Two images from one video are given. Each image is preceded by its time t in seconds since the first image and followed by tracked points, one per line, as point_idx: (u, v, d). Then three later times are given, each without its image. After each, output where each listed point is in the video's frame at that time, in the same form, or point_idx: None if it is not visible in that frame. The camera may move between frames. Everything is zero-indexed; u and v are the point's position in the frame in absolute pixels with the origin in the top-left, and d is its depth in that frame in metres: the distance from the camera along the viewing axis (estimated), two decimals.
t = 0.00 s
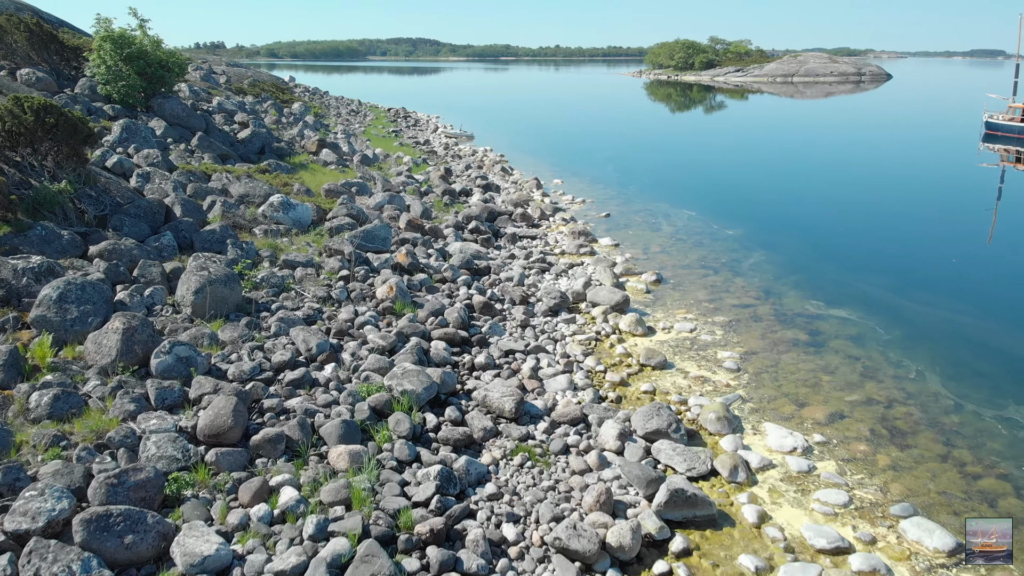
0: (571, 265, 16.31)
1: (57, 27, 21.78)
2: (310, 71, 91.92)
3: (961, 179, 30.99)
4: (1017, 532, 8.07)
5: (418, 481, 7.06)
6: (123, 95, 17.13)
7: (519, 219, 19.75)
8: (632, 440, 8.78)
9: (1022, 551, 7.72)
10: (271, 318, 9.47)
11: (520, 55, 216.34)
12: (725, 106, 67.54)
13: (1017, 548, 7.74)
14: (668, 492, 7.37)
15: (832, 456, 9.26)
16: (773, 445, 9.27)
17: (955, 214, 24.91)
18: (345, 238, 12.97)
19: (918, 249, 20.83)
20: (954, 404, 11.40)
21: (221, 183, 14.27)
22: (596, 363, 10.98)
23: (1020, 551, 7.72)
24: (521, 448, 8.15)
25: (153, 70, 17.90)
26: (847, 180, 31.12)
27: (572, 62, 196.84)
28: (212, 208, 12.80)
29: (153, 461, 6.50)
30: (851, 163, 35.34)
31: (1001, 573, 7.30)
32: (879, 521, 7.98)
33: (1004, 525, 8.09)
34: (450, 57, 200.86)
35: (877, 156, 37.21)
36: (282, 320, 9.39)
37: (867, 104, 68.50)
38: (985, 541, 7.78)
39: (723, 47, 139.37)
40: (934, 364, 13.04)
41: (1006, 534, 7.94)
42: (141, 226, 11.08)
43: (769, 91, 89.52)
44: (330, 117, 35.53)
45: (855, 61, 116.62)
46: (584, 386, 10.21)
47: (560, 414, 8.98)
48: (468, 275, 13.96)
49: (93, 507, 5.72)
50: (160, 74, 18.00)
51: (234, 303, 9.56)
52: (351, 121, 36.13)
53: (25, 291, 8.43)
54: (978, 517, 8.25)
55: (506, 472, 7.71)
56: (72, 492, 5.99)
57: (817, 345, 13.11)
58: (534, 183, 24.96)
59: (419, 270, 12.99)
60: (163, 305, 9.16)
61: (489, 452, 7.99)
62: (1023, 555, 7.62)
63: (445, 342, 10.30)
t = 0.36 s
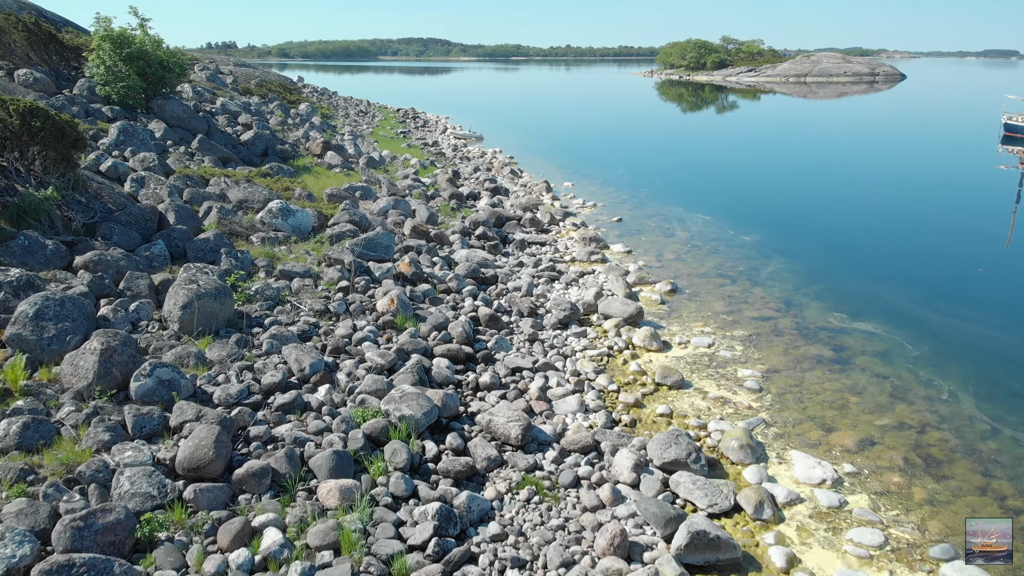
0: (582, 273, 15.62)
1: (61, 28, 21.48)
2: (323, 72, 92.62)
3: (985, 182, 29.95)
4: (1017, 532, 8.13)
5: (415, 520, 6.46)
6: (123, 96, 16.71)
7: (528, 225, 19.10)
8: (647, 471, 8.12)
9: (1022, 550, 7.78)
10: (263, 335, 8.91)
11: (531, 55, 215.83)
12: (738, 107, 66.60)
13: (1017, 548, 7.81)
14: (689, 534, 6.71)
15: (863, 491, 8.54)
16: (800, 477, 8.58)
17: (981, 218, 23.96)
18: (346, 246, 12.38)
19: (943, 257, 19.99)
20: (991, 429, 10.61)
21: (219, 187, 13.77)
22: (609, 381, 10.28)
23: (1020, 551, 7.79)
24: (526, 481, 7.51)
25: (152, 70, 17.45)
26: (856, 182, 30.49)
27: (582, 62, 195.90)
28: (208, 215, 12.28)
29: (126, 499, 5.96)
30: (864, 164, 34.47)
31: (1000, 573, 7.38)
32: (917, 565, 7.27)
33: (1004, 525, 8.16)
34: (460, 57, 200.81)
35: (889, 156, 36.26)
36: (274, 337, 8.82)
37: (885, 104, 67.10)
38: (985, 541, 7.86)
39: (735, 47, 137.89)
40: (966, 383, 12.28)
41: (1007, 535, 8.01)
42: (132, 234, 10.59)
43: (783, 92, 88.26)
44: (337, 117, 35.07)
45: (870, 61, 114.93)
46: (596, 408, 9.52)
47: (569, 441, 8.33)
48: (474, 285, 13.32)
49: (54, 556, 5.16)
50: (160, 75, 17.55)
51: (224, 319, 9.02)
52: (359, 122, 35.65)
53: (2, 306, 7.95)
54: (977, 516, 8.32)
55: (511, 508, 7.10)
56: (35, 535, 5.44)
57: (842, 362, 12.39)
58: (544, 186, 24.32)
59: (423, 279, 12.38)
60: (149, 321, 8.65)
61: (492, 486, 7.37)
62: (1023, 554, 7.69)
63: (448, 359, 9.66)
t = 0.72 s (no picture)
0: (594, 282, 14.96)
1: (63, 28, 21.12)
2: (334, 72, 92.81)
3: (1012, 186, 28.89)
4: (1017, 532, 8.08)
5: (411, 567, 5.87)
6: (122, 97, 16.29)
7: (537, 230, 18.48)
8: (665, 506, 7.48)
9: (1022, 551, 7.74)
10: (253, 353, 8.36)
11: (541, 55, 215.15)
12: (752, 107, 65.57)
13: (1017, 548, 7.75)
14: None
15: (899, 528, 7.87)
16: (830, 512, 7.93)
17: (1009, 224, 23.03)
18: (347, 254, 11.81)
19: (970, 265, 19.15)
20: None
21: (217, 193, 13.26)
22: (623, 403, 9.60)
23: (1020, 551, 7.73)
24: (533, 518, 6.90)
25: (151, 69, 16.94)
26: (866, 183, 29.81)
27: (593, 62, 195.00)
28: (203, 221, 11.78)
29: (93, 543, 5.41)
30: (874, 165, 33.74)
31: (1001, 572, 7.30)
32: None
33: (1003, 525, 8.10)
34: (470, 57, 200.50)
35: (894, 158, 35.67)
36: (265, 355, 8.26)
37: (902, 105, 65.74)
38: (985, 541, 7.80)
39: (748, 47, 136.37)
40: (1003, 403, 11.52)
41: (1006, 535, 7.96)
42: (121, 243, 10.10)
43: (796, 92, 86.95)
44: (345, 118, 34.63)
45: (885, 61, 113.17)
46: (609, 432, 8.85)
47: (580, 471, 7.70)
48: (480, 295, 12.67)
49: None
50: (159, 74, 17.04)
51: (214, 336, 8.49)
52: (367, 124, 35.23)
53: None
54: (977, 516, 8.24)
55: (516, 551, 6.49)
56: None
57: (869, 380, 11.68)
58: (554, 190, 23.69)
59: (426, 290, 11.77)
60: (133, 338, 8.14)
61: (496, 525, 6.76)
62: (1023, 555, 7.62)
63: (451, 379, 9.04)
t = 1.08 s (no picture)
0: (606, 290, 14.29)
1: (66, 28, 20.81)
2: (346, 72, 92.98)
3: None
4: (1017, 531, 8.02)
5: None
6: (121, 98, 15.91)
7: (546, 236, 17.86)
8: (685, 547, 6.83)
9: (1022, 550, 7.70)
10: (242, 373, 7.83)
11: (551, 54, 214.45)
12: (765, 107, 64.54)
13: (1017, 548, 7.71)
14: None
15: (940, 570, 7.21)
16: (864, 552, 7.28)
17: None
18: (347, 263, 11.25)
19: (997, 272, 18.32)
20: None
21: (214, 198, 12.77)
22: (637, 426, 8.95)
23: (1021, 550, 7.68)
24: (542, 562, 6.28)
25: (151, 69, 16.52)
26: (882, 185, 28.98)
27: (604, 62, 193.95)
28: (198, 229, 11.27)
29: None
30: (891, 167, 32.88)
31: (1000, 573, 7.27)
32: None
33: (1003, 524, 8.04)
34: (481, 57, 200.39)
35: (908, 158, 34.90)
36: (254, 377, 7.71)
37: (915, 104, 64.70)
38: (985, 541, 7.75)
39: (760, 46, 134.89)
40: None
41: (1006, 534, 7.90)
42: (109, 253, 9.62)
43: (808, 93, 85.73)
44: (352, 119, 34.16)
45: (900, 60, 111.35)
46: (622, 460, 8.21)
47: (592, 507, 7.08)
48: (486, 306, 12.04)
49: None
50: (159, 75, 16.62)
51: (201, 354, 7.97)
52: (374, 124, 34.76)
53: None
54: (977, 516, 8.19)
55: None
56: None
57: (898, 401, 10.97)
58: (563, 193, 23.06)
59: (430, 301, 11.17)
60: (115, 358, 7.64)
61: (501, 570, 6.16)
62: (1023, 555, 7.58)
63: (453, 400, 8.43)
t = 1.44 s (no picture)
0: (617, 299, 13.64)
1: (67, 28, 20.48)
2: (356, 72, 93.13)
3: None
4: (1018, 531, 7.93)
5: None
6: (119, 99, 15.54)
7: (555, 242, 17.26)
8: None
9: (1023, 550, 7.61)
10: (228, 397, 7.29)
11: (561, 54, 213.70)
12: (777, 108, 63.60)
13: (1017, 549, 7.62)
14: None
15: None
16: None
17: None
18: (346, 273, 10.71)
19: None
20: None
21: (210, 204, 12.28)
22: (652, 453, 8.33)
23: (1021, 551, 7.60)
24: None
25: (151, 70, 16.13)
26: (902, 188, 28.13)
27: (614, 62, 193.08)
28: (191, 236, 10.79)
29: None
30: (910, 169, 31.99)
31: (1000, 573, 7.18)
32: None
33: (1003, 525, 7.96)
34: (490, 57, 199.97)
35: (927, 160, 34.01)
36: (240, 401, 7.17)
37: (931, 104, 63.46)
38: (985, 541, 7.66)
39: (771, 46, 133.51)
40: None
41: (1006, 535, 7.81)
42: (95, 263, 9.13)
43: (820, 93, 84.60)
44: (358, 120, 33.71)
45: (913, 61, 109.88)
46: (637, 492, 7.60)
47: (604, 548, 6.49)
48: (491, 318, 11.43)
49: None
50: (158, 77, 16.24)
51: (185, 376, 7.47)
52: (381, 125, 34.29)
53: None
54: (977, 516, 8.12)
55: None
56: None
57: (929, 424, 10.29)
58: (573, 197, 22.46)
59: (433, 314, 10.58)
60: (93, 379, 7.16)
61: None
62: None
63: (455, 425, 7.83)
